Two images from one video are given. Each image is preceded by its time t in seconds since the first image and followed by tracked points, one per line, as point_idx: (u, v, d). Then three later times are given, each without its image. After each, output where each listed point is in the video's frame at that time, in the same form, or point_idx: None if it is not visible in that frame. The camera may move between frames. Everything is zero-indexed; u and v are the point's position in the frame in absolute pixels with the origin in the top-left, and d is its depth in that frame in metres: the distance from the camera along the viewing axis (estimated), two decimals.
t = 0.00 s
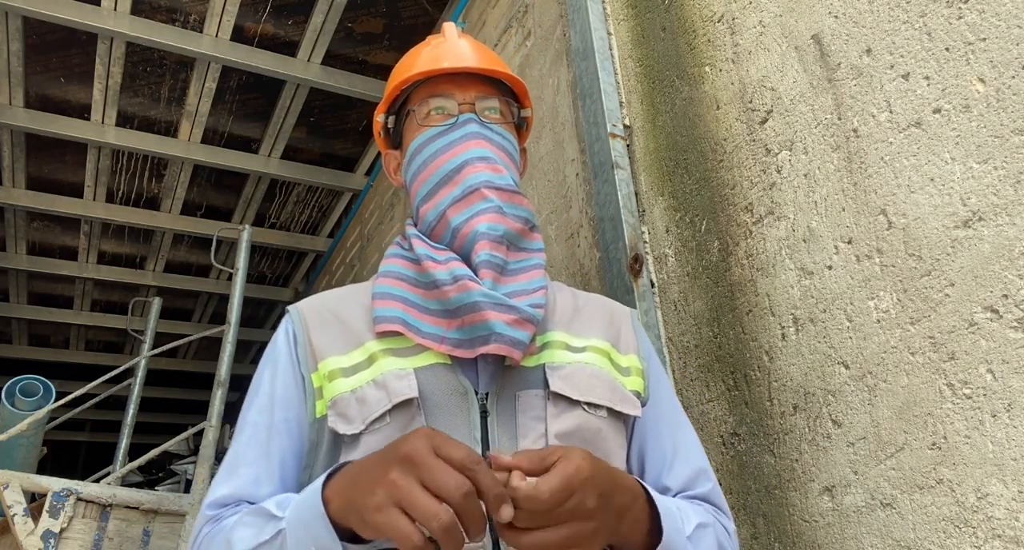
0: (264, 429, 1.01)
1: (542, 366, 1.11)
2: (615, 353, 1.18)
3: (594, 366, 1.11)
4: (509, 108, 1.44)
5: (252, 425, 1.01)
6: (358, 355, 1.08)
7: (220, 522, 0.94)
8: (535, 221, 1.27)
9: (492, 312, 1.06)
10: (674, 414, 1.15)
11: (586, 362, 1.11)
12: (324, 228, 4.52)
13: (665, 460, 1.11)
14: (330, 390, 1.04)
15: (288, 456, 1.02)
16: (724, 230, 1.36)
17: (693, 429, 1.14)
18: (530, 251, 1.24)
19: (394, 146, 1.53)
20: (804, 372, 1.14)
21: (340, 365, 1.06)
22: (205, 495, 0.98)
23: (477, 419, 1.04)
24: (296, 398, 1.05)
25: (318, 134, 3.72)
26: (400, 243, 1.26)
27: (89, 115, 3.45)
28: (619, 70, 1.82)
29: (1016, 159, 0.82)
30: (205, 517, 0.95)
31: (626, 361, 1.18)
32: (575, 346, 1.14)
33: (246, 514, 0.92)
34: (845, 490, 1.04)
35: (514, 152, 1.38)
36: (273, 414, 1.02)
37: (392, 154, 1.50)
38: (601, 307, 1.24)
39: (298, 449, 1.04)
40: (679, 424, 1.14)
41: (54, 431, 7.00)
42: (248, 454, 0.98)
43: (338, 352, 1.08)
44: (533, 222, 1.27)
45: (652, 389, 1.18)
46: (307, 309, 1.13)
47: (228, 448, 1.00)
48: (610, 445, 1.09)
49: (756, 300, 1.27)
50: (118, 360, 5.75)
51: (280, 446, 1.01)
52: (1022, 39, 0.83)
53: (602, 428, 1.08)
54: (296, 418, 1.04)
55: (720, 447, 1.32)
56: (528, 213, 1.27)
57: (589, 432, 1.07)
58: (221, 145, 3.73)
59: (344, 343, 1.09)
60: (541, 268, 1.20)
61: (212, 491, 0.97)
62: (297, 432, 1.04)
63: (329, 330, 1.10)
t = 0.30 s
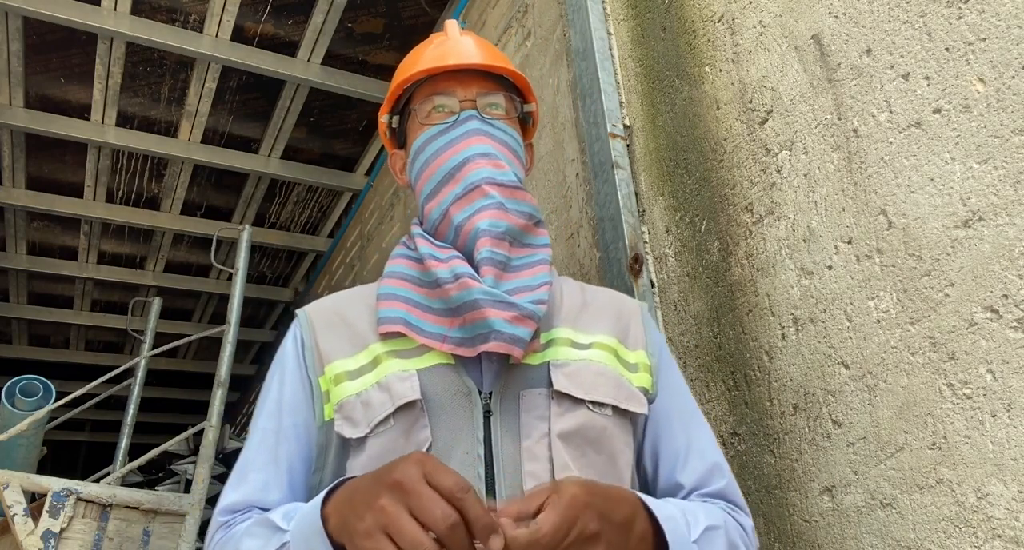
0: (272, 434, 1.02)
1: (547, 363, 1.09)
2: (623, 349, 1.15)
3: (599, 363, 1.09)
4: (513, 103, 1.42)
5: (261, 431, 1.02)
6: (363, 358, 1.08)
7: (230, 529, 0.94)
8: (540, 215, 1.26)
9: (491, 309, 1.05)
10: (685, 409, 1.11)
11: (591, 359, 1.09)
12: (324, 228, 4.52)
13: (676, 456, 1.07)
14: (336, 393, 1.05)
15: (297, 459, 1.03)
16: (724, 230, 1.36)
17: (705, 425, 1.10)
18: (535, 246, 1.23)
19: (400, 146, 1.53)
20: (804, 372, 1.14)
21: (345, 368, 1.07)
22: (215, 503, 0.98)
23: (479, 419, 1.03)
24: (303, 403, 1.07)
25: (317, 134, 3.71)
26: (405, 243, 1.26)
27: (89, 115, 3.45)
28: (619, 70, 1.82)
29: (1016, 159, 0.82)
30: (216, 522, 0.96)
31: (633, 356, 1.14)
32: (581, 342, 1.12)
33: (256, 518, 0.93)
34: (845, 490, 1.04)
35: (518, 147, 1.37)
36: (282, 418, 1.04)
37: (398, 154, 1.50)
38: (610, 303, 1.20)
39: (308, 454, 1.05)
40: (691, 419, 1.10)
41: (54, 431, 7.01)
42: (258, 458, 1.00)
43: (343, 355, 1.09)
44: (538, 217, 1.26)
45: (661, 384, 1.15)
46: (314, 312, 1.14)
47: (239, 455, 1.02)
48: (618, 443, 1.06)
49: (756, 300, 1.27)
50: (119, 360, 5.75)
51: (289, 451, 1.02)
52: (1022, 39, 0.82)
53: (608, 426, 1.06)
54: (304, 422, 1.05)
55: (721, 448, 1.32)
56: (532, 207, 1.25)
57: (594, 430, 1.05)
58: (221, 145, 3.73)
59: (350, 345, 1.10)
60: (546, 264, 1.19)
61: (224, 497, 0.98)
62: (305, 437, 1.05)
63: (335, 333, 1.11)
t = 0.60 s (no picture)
0: (288, 434, 1.05)
1: (558, 361, 1.09)
2: (637, 347, 1.14)
3: (612, 362, 1.08)
4: (526, 99, 1.41)
5: (278, 431, 1.06)
6: (375, 357, 1.08)
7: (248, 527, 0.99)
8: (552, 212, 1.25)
9: (499, 307, 1.05)
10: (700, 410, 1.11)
11: (603, 357, 1.09)
12: (324, 228, 4.52)
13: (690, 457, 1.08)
14: (348, 392, 1.05)
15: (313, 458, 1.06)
16: (724, 230, 1.36)
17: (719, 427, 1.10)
18: (548, 243, 1.22)
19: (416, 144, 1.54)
20: (804, 372, 1.14)
21: (358, 368, 1.07)
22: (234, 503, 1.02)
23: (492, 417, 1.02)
24: (319, 403, 1.10)
25: (317, 134, 3.71)
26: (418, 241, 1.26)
27: (89, 115, 3.45)
28: (618, 70, 1.82)
29: (1016, 159, 0.82)
30: (234, 520, 1.00)
31: (648, 354, 1.13)
32: (592, 340, 1.12)
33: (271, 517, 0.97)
34: (845, 490, 1.04)
35: (530, 145, 1.37)
36: (297, 419, 1.07)
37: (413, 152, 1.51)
38: (624, 299, 1.20)
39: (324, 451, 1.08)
40: (705, 421, 1.10)
41: (54, 431, 7.01)
42: (274, 458, 1.03)
43: (355, 355, 1.09)
44: (551, 213, 1.25)
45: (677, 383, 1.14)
46: (329, 313, 1.15)
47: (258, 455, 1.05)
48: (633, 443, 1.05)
49: (756, 300, 1.27)
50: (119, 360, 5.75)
51: (304, 450, 1.05)
52: (1022, 39, 0.82)
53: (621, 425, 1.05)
54: (318, 423, 1.08)
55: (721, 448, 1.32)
56: (544, 204, 1.25)
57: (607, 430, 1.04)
58: (221, 145, 3.73)
59: (362, 345, 1.11)
60: (558, 261, 1.18)
61: (241, 497, 1.01)
62: (321, 435, 1.08)
63: (349, 332, 1.12)
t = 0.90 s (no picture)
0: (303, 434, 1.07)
1: (577, 356, 1.10)
2: (654, 344, 1.17)
3: (631, 359, 1.10)
4: (546, 95, 1.43)
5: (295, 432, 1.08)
6: (392, 351, 1.10)
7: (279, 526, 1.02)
8: (573, 204, 1.26)
9: (526, 282, 1.05)
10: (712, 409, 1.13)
11: (623, 354, 1.11)
12: (324, 228, 4.52)
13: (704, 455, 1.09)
14: (365, 386, 1.08)
15: (330, 450, 1.09)
16: (724, 230, 1.36)
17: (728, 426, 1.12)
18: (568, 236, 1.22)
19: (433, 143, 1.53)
20: (804, 372, 1.14)
21: (375, 360, 1.09)
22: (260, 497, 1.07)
23: (508, 412, 1.03)
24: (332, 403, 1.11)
25: (318, 134, 3.71)
26: (437, 236, 1.26)
27: (89, 115, 3.45)
28: (618, 70, 1.82)
29: (1016, 159, 0.82)
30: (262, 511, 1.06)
31: (667, 352, 1.17)
32: (611, 337, 1.13)
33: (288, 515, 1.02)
34: (845, 490, 1.04)
35: (551, 138, 1.38)
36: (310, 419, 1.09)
37: (431, 150, 1.50)
38: (642, 297, 1.22)
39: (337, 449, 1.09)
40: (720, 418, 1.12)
41: (54, 431, 7.01)
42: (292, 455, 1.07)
43: (373, 349, 1.11)
44: (570, 205, 1.25)
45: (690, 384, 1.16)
46: (346, 309, 1.17)
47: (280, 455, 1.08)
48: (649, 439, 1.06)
49: (756, 300, 1.27)
50: (119, 360, 5.75)
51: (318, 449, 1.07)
52: (1022, 39, 0.82)
53: (640, 421, 1.07)
54: (333, 416, 1.11)
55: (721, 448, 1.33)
56: (566, 195, 1.25)
57: (624, 425, 1.06)
58: (221, 145, 3.73)
59: (380, 339, 1.13)
60: (579, 251, 1.18)
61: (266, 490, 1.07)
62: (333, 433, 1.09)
63: (366, 327, 1.14)
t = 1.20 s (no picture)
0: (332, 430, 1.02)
1: (609, 352, 1.04)
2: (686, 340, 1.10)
3: (664, 354, 1.04)
4: (572, 93, 1.39)
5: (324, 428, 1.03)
6: (422, 345, 1.05)
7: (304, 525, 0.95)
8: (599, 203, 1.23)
9: (559, 281, 1.01)
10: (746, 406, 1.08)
11: (655, 348, 1.05)
12: (324, 228, 4.52)
13: (738, 455, 1.03)
14: (395, 381, 1.02)
15: (359, 448, 1.03)
16: (724, 230, 1.36)
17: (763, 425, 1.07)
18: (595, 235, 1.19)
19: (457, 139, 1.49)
20: (804, 372, 1.14)
21: (405, 355, 1.04)
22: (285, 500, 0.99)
23: (542, 406, 1.00)
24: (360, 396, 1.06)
25: (318, 134, 3.71)
26: (463, 232, 1.21)
27: (89, 115, 3.45)
28: (619, 70, 1.82)
29: (1016, 159, 0.82)
30: (289, 518, 0.97)
31: (697, 348, 1.10)
32: (643, 332, 1.07)
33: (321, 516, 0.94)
34: (845, 490, 1.04)
35: (577, 136, 1.34)
36: (340, 414, 1.04)
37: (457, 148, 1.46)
38: (671, 291, 1.16)
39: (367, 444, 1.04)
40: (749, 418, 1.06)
41: (54, 431, 7.01)
42: (320, 454, 1.00)
43: (403, 343, 1.06)
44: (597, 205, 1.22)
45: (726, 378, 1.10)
46: (373, 304, 1.12)
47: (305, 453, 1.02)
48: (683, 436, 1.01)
49: (756, 300, 1.27)
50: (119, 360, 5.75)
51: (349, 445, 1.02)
52: (1022, 39, 0.82)
53: (674, 416, 1.01)
54: (362, 413, 1.05)
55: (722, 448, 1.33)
56: (593, 195, 1.22)
57: (660, 421, 1.00)
58: (221, 145, 3.73)
59: (409, 335, 1.07)
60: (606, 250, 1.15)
61: (294, 494, 0.98)
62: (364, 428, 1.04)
63: (394, 321, 1.09)
